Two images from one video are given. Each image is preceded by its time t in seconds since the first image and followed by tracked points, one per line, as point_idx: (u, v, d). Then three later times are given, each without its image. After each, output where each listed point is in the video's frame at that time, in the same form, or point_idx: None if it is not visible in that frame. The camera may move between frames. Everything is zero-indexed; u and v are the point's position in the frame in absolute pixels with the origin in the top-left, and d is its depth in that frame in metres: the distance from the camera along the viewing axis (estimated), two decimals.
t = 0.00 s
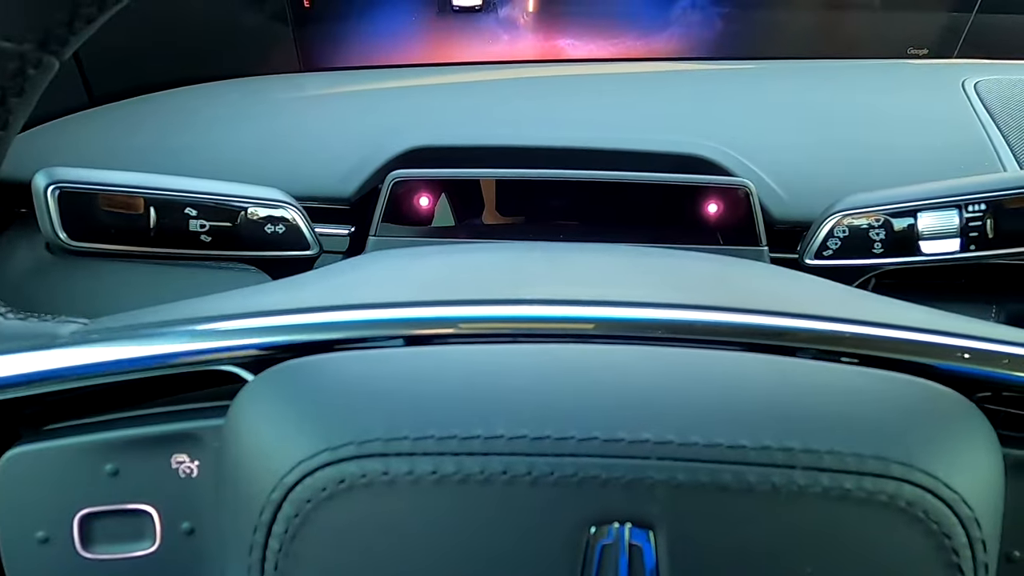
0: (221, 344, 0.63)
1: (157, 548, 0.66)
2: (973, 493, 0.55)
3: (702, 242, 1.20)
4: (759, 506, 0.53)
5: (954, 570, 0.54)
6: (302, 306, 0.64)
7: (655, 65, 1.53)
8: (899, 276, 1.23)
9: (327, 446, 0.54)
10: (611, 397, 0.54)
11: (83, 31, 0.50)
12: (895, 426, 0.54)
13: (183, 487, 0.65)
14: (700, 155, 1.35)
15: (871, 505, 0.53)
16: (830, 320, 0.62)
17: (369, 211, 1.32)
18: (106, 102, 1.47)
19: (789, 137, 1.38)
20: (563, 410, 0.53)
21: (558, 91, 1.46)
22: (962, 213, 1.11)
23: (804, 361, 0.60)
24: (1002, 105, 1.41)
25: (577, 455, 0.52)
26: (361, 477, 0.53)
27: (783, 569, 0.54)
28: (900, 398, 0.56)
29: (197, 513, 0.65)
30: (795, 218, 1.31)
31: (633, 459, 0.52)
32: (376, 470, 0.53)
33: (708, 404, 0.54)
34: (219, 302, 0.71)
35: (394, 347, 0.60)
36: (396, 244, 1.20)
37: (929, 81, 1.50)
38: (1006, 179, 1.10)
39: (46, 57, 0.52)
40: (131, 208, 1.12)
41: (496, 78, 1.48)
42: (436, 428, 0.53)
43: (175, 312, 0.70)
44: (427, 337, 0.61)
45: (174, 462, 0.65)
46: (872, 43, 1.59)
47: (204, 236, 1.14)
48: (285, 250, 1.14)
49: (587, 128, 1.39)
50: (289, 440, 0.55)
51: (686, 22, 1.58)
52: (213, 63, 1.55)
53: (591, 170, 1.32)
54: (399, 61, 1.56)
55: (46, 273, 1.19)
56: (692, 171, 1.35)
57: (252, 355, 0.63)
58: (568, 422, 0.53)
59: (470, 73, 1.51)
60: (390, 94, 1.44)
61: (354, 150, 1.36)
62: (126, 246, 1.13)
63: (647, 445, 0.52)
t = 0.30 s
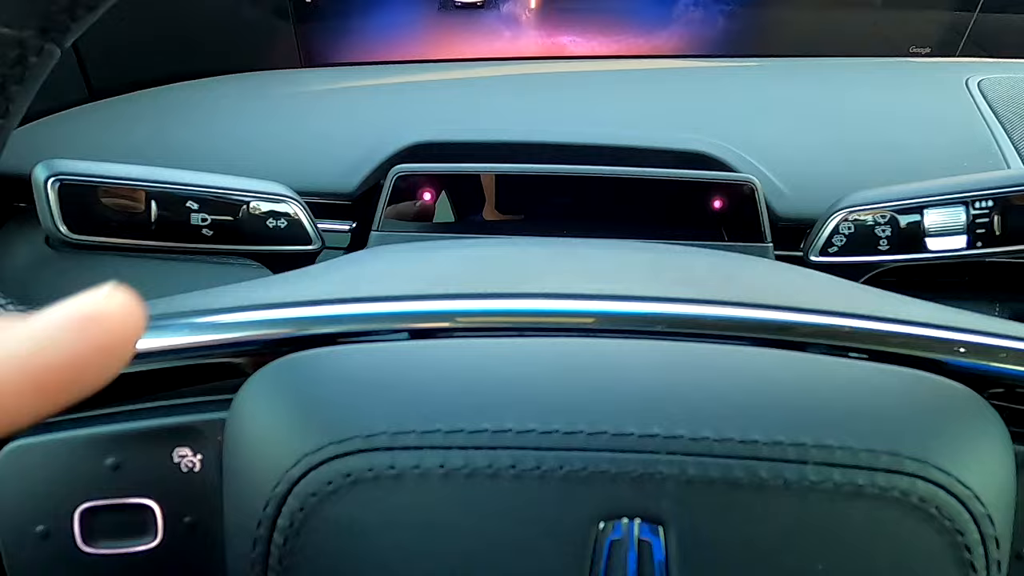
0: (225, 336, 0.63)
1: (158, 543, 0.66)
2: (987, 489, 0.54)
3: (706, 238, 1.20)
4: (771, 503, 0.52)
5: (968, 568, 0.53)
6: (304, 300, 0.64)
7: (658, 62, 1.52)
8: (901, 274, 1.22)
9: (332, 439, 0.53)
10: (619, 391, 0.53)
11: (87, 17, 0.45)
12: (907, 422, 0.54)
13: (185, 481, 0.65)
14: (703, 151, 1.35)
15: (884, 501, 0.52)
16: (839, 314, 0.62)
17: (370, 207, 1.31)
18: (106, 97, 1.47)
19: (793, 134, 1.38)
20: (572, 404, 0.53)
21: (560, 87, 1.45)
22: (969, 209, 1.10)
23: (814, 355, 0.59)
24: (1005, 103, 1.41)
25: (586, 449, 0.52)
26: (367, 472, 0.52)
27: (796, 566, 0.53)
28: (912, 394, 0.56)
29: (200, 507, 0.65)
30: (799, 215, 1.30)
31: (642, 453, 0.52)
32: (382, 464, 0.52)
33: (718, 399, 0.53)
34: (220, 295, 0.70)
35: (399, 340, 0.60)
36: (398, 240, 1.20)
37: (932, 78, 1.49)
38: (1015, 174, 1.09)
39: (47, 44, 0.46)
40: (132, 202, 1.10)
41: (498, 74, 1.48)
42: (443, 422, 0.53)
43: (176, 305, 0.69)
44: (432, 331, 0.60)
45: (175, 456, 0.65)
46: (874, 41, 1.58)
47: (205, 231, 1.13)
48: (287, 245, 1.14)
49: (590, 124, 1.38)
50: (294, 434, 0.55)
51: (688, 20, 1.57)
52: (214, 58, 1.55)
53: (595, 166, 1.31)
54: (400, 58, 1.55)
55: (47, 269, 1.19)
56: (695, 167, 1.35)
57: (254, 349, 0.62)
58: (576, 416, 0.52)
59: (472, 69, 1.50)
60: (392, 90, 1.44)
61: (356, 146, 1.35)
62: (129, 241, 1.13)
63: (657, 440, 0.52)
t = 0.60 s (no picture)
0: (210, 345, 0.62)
1: (145, 550, 0.67)
2: (967, 497, 0.55)
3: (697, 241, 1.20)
4: (752, 511, 0.52)
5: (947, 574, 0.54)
6: (291, 307, 0.64)
7: (652, 63, 1.53)
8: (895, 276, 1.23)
9: (316, 448, 0.53)
10: (603, 400, 0.54)
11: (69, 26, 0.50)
12: (887, 429, 0.54)
13: (171, 489, 0.66)
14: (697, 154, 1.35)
15: (865, 509, 0.52)
16: (825, 321, 0.62)
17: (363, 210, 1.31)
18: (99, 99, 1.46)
19: (786, 136, 1.38)
20: (555, 413, 0.53)
21: (553, 89, 1.45)
22: (957, 212, 1.11)
23: (798, 361, 0.59)
24: (998, 104, 1.41)
25: (568, 458, 0.52)
26: (349, 481, 0.53)
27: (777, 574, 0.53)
28: (894, 402, 0.56)
29: (184, 516, 0.66)
30: (789, 217, 1.31)
31: (624, 462, 0.52)
32: (365, 473, 0.52)
33: (701, 408, 0.54)
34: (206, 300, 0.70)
35: (383, 347, 0.60)
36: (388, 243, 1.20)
37: (926, 79, 1.50)
38: (1005, 178, 1.09)
39: (28, 53, 0.49)
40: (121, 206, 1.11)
41: (491, 75, 1.48)
42: (426, 430, 0.53)
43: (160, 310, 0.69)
44: (416, 338, 0.60)
45: (161, 464, 0.65)
46: (869, 42, 1.59)
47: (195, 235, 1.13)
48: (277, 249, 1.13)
49: (582, 127, 1.38)
50: (279, 442, 0.55)
51: (683, 20, 1.58)
52: (205, 60, 1.55)
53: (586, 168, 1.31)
54: (395, 58, 1.55)
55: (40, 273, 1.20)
56: (687, 168, 1.35)
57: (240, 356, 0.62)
58: (558, 426, 0.53)
59: (464, 70, 1.50)
60: (386, 91, 1.44)
61: (349, 149, 1.35)
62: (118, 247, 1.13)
63: (639, 449, 0.52)
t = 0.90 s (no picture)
0: (210, 350, 0.63)
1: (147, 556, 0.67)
2: (956, 498, 0.55)
3: (691, 245, 1.22)
4: (743, 513, 0.53)
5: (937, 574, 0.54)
6: (295, 314, 0.65)
7: (650, 69, 1.54)
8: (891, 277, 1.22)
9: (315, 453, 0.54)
10: (597, 405, 0.55)
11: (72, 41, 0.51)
12: (877, 432, 0.55)
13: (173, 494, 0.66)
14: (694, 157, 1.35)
15: (855, 511, 0.53)
16: (820, 326, 0.63)
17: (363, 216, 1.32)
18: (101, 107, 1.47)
19: (783, 140, 1.39)
20: (549, 417, 0.54)
21: (551, 95, 1.46)
22: (950, 216, 1.12)
23: (792, 366, 0.60)
24: (993, 107, 1.42)
25: (562, 461, 0.53)
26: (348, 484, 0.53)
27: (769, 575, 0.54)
28: (884, 406, 0.57)
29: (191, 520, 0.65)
30: (785, 220, 1.32)
31: (618, 465, 0.53)
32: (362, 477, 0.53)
33: (693, 411, 0.55)
34: (210, 309, 0.72)
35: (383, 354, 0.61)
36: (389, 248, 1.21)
37: (922, 83, 1.51)
38: (997, 183, 1.11)
39: (33, 66, 0.51)
40: (123, 214, 1.12)
41: (489, 82, 1.49)
42: (422, 434, 0.54)
43: (165, 319, 0.70)
44: (414, 344, 0.61)
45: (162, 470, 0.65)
46: (865, 46, 1.60)
47: (196, 242, 1.15)
48: (277, 256, 1.15)
49: (580, 132, 1.39)
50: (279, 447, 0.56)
51: (680, 25, 1.60)
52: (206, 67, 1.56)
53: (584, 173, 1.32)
54: (395, 65, 1.56)
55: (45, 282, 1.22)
56: (684, 174, 1.35)
57: (239, 363, 0.63)
58: (552, 429, 0.53)
59: (463, 76, 1.51)
60: (385, 98, 1.44)
61: (349, 155, 1.36)
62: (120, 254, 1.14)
63: (632, 452, 0.53)
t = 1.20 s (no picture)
0: (228, 345, 0.64)
1: (163, 547, 0.68)
2: (964, 495, 0.56)
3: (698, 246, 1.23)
4: (754, 509, 0.54)
5: (945, 571, 0.55)
6: (308, 310, 0.66)
7: (655, 71, 1.54)
8: (897, 279, 1.23)
9: (331, 447, 0.55)
10: (610, 401, 0.55)
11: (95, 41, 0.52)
12: (886, 430, 0.55)
13: (189, 487, 0.67)
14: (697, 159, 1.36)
15: (864, 507, 0.54)
16: (829, 325, 0.64)
17: (370, 215, 1.33)
18: (110, 105, 1.48)
19: (789, 143, 1.39)
20: (564, 413, 0.55)
21: (558, 96, 1.47)
22: (957, 218, 1.13)
23: (802, 364, 0.61)
24: (998, 110, 1.43)
25: (576, 456, 0.54)
26: (364, 478, 0.54)
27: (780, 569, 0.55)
28: (893, 403, 0.57)
29: (202, 513, 0.67)
30: (791, 221, 1.32)
31: (631, 460, 0.53)
32: (379, 470, 0.54)
33: (705, 408, 0.55)
34: (223, 304, 0.73)
35: (397, 350, 0.61)
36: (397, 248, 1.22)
37: (927, 86, 1.51)
38: (1004, 185, 1.11)
39: (57, 66, 0.53)
40: (137, 211, 1.16)
41: (496, 83, 1.49)
42: (438, 430, 0.54)
43: (180, 314, 0.71)
44: (428, 340, 0.62)
45: (180, 462, 0.66)
46: (869, 49, 1.61)
47: (208, 240, 1.18)
48: (286, 254, 1.17)
49: (587, 133, 1.39)
50: (296, 441, 0.56)
51: (684, 28, 1.60)
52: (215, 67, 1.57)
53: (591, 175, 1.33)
54: (399, 66, 1.57)
55: (54, 276, 1.22)
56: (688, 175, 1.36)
57: (256, 357, 0.64)
58: (566, 425, 0.54)
59: (470, 77, 1.52)
60: (392, 99, 1.45)
61: (356, 155, 1.37)
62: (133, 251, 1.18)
63: (645, 448, 0.54)
